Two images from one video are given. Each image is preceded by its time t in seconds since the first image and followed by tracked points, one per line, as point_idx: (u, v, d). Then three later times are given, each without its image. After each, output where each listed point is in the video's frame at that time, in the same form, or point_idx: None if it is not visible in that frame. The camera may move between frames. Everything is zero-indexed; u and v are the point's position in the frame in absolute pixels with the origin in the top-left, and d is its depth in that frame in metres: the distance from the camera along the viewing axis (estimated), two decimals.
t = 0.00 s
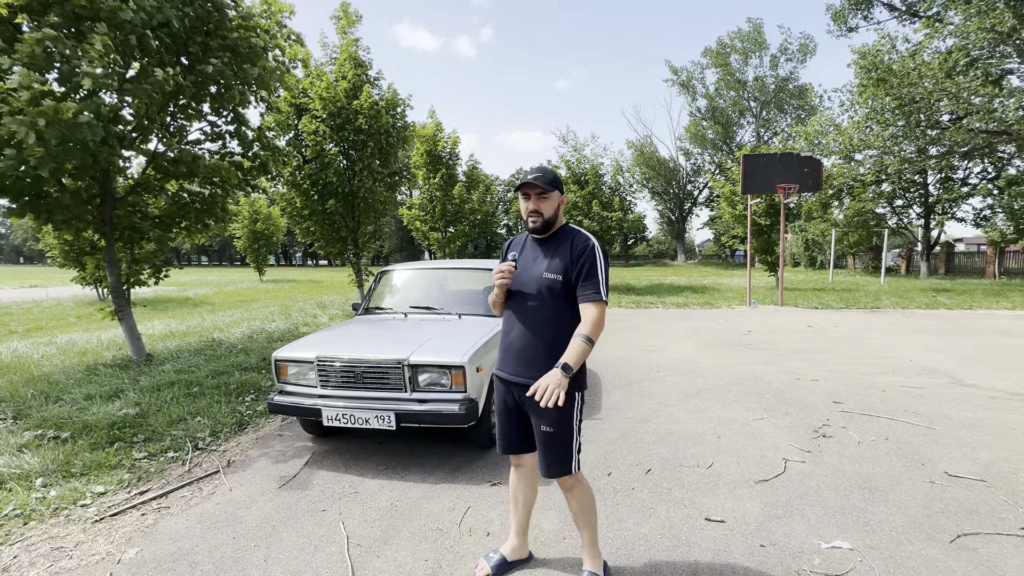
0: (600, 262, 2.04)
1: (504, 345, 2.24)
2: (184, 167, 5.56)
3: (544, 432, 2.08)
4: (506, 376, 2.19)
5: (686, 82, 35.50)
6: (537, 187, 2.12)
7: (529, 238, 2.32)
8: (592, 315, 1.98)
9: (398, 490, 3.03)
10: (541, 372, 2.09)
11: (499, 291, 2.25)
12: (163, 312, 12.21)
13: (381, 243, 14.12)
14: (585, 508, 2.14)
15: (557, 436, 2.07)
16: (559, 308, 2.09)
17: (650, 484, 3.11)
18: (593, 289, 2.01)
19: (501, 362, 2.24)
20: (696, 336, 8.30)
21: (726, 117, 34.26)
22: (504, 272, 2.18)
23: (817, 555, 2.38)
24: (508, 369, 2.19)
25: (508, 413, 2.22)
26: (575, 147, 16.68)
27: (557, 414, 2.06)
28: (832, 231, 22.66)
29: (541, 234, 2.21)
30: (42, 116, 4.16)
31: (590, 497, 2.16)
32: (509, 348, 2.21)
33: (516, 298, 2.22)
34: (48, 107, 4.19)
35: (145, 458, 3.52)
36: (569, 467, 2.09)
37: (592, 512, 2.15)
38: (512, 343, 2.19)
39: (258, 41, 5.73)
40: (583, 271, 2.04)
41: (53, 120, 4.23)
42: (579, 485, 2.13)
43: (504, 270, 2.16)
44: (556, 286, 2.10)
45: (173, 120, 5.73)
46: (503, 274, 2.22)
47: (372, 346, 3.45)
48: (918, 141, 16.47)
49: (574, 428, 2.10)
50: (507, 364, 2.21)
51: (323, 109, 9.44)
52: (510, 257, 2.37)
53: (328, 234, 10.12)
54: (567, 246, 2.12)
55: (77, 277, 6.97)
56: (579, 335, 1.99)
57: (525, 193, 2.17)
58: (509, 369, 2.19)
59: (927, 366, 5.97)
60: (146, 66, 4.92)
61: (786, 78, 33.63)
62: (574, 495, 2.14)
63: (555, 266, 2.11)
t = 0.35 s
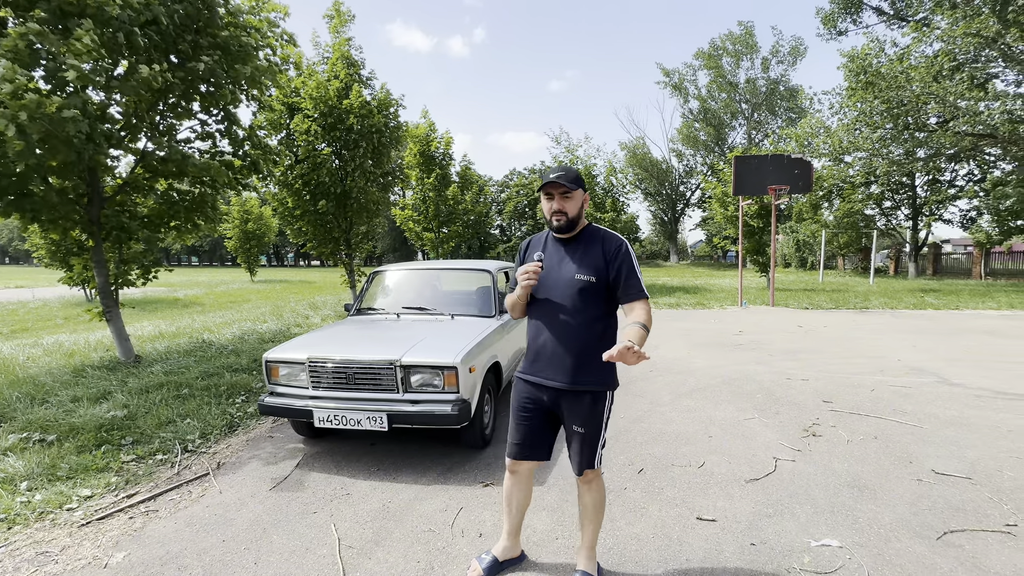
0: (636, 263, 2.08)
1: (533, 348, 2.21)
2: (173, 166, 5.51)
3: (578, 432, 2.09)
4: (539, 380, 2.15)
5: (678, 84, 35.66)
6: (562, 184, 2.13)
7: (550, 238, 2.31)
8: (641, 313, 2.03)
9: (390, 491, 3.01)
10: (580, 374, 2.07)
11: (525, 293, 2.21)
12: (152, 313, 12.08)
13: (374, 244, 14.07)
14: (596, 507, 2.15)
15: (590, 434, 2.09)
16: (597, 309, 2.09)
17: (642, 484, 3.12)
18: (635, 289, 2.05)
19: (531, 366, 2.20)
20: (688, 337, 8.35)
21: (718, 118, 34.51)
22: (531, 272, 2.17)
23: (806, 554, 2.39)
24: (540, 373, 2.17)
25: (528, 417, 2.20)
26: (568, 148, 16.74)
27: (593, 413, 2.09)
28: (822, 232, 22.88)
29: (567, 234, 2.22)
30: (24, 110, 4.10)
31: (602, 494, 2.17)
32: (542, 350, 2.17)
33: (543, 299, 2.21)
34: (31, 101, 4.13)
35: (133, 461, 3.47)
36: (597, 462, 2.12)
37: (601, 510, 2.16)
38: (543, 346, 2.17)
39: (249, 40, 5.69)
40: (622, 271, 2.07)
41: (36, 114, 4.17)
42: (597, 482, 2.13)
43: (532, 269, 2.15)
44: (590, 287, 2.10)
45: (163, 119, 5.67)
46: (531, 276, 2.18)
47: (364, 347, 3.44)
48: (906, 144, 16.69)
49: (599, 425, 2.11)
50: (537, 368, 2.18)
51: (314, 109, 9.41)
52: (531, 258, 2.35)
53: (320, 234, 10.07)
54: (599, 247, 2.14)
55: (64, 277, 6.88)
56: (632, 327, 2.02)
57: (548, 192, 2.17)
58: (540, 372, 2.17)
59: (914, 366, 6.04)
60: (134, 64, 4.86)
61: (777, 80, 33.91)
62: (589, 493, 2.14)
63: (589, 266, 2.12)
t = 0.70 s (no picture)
0: (648, 263, 2.03)
1: (548, 348, 2.24)
2: (165, 166, 5.47)
3: (586, 433, 2.09)
4: (551, 379, 2.19)
5: (673, 85, 35.77)
6: (565, 188, 2.12)
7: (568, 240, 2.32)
8: (650, 313, 1.97)
9: (384, 493, 3.00)
10: (589, 374, 2.08)
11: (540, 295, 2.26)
12: (144, 314, 11.99)
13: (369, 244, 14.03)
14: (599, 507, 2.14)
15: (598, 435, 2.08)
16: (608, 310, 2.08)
17: (638, 485, 3.12)
18: (644, 291, 2.00)
19: (545, 365, 2.23)
20: (683, 337, 8.37)
21: (712, 120, 34.67)
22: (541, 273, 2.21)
23: (800, 554, 2.40)
24: (552, 372, 2.19)
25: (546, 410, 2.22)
26: (563, 149, 16.77)
27: (601, 414, 2.08)
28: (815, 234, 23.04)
29: (582, 235, 2.21)
30: (13, 107, 4.07)
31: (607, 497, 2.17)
32: (553, 350, 2.20)
33: (557, 300, 2.23)
34: (22, 98, 4.10)
35: (124, 464, 3.44)
36: (604, 464, 2.11)
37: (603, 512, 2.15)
38: (555, 346, 2.20)
39: (243, 40, 5.67)
40: (632, 271, 2.04)
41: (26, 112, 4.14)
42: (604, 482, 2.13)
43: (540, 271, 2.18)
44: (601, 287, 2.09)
45: (155, 119, 5.63)
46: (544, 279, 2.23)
47: (359, 349, 3.42)
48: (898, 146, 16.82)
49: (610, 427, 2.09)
50: (550, 367, 2.21)
51: (309, 110, 9.37)
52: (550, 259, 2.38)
53: (315, 234, 10.02)
54: (611, 247, 2.13)
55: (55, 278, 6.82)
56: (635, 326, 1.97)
57: (554, 198, 2.18)
58: (552, 371, 2.19)
59: (907, 366, 6.08)
60: (127, 63, 4.81)
61: (771, 82, 34.07)
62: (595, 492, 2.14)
63: (600, 268, 2.11)
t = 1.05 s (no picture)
0: (635, 265, 1.96)
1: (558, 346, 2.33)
2: (158, 166, 5.43)
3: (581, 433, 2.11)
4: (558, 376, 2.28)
5: (670, 86, 35.82)
6: (558, 200, 2.25)
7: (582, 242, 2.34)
8: (634, 325, 1.92)
9: (379, 495, 2.98)
10: (584, 376, 2.11)
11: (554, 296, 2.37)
12: (138, 315, 11.90)
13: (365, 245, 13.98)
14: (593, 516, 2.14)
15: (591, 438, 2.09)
16: (602, 314, 2.09)
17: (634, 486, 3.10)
18: (628, 294, 1.94)
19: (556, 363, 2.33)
20: (680, 338, 8.38)
21: (709, 121, 34.75)
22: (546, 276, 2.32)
23: (797, 555, 2.39)
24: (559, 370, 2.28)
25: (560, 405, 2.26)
26: (560, 150, 16.80)
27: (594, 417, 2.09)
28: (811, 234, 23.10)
29: (586, 238, 2.22)
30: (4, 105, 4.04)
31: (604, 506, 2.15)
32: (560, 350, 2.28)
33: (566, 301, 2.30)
34: (13, 98, 4.07)
35: (116, 466, 3.40)
36: (598, 470, 2.10)
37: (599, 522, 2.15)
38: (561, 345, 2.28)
39: (238, 40, 5.63)
40: (618, 275, 1.99)
41: (18, 111, 4.10)
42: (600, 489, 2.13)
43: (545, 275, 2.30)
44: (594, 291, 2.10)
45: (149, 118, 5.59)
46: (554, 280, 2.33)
47: (354, 349, 3.40)
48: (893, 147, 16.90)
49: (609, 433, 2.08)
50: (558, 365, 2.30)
51: (305, 109, 9.34)
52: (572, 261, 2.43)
53: (311, 235, 9.98)
54: (604, 250, 2.10)
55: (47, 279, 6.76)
56: (622, 353, 1.95)
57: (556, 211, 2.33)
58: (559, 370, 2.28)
59: (902, 366, 6.11)
60: (120, 62, 4.77)
61: (767, 83, 34.18)
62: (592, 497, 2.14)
63: (593, 270, 2.11)
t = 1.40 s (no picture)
0: (637, 268, 1.91)
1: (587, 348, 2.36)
2: (152, 166, 5.38)
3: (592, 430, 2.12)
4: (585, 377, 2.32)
5: (667, 86, 35.82)
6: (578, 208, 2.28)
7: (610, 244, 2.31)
8: (633, 328, 1.90)
9: (375, 498, 2.95)
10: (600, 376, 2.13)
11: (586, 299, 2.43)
12: (133, 315, 11.83)
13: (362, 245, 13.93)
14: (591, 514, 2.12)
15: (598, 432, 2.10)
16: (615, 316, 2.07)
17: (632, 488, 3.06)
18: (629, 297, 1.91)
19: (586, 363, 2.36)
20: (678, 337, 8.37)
21: (706, 121, 34.77)
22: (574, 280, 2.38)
23: (796, 557, 2.37)
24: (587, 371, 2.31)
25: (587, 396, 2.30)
26: (558, 150, 16.79)
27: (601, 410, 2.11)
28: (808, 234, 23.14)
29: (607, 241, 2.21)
30: None
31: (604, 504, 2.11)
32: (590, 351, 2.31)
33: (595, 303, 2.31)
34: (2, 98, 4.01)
35: (108, 469, 3.37)
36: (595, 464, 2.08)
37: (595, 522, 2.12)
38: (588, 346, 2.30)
39: (234, 39, 5.57)
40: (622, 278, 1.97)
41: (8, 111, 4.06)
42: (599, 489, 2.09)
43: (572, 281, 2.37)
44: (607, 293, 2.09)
45: (144, 117, 5.55)
46: (581, 282, 2.46)
47: (350, 351, 3.36)
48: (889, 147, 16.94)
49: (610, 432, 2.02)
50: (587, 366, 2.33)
51: (301, 109, 9.31)
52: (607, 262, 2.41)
53: (308, 235, 9.95)
54: (614, 252, 2.08)
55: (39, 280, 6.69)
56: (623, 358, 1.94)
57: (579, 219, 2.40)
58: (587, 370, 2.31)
59: (899, 366, 6.11)
60: (113, 60, 4.71)
61: (764, 83, 34.22)
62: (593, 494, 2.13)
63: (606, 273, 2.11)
